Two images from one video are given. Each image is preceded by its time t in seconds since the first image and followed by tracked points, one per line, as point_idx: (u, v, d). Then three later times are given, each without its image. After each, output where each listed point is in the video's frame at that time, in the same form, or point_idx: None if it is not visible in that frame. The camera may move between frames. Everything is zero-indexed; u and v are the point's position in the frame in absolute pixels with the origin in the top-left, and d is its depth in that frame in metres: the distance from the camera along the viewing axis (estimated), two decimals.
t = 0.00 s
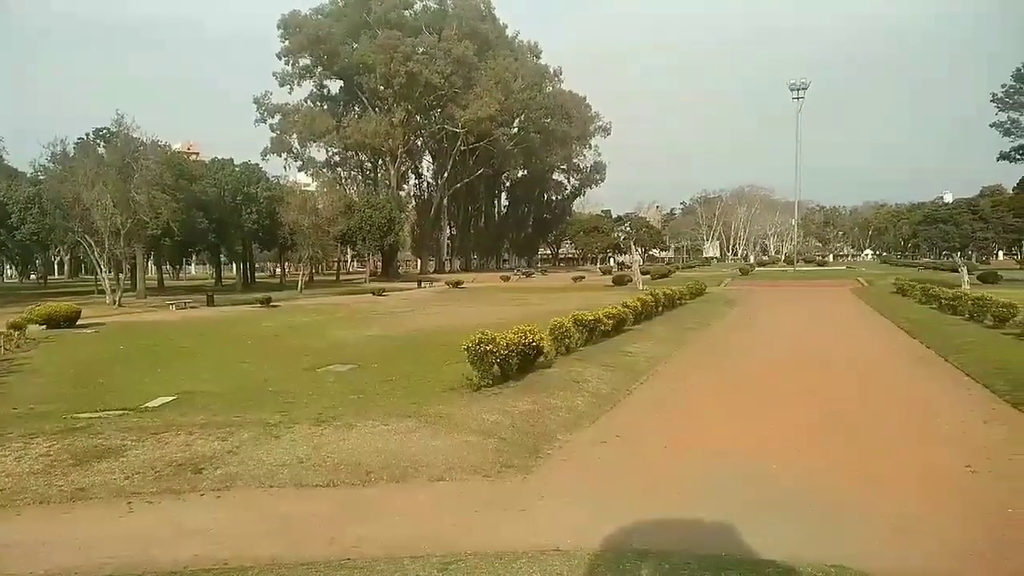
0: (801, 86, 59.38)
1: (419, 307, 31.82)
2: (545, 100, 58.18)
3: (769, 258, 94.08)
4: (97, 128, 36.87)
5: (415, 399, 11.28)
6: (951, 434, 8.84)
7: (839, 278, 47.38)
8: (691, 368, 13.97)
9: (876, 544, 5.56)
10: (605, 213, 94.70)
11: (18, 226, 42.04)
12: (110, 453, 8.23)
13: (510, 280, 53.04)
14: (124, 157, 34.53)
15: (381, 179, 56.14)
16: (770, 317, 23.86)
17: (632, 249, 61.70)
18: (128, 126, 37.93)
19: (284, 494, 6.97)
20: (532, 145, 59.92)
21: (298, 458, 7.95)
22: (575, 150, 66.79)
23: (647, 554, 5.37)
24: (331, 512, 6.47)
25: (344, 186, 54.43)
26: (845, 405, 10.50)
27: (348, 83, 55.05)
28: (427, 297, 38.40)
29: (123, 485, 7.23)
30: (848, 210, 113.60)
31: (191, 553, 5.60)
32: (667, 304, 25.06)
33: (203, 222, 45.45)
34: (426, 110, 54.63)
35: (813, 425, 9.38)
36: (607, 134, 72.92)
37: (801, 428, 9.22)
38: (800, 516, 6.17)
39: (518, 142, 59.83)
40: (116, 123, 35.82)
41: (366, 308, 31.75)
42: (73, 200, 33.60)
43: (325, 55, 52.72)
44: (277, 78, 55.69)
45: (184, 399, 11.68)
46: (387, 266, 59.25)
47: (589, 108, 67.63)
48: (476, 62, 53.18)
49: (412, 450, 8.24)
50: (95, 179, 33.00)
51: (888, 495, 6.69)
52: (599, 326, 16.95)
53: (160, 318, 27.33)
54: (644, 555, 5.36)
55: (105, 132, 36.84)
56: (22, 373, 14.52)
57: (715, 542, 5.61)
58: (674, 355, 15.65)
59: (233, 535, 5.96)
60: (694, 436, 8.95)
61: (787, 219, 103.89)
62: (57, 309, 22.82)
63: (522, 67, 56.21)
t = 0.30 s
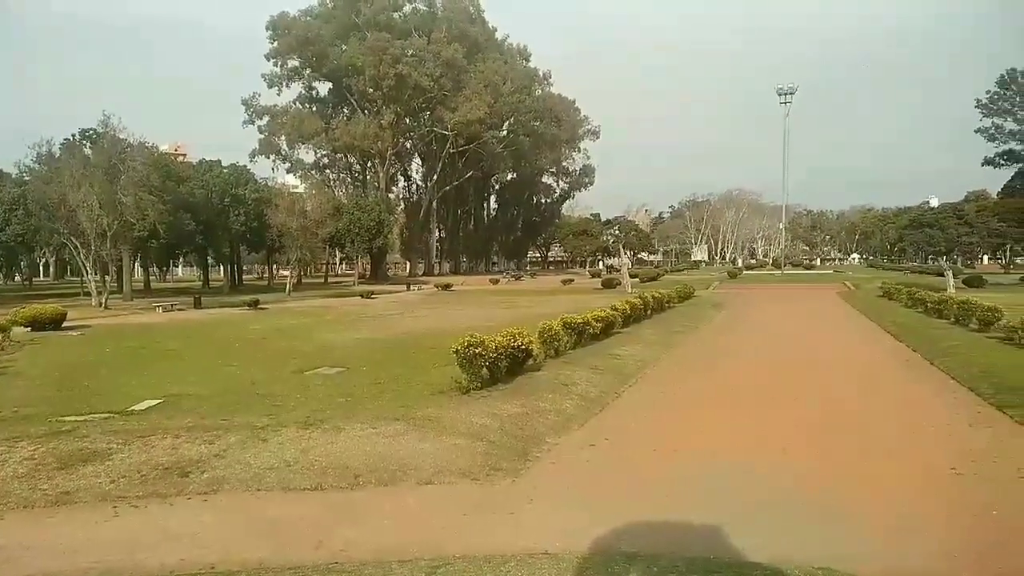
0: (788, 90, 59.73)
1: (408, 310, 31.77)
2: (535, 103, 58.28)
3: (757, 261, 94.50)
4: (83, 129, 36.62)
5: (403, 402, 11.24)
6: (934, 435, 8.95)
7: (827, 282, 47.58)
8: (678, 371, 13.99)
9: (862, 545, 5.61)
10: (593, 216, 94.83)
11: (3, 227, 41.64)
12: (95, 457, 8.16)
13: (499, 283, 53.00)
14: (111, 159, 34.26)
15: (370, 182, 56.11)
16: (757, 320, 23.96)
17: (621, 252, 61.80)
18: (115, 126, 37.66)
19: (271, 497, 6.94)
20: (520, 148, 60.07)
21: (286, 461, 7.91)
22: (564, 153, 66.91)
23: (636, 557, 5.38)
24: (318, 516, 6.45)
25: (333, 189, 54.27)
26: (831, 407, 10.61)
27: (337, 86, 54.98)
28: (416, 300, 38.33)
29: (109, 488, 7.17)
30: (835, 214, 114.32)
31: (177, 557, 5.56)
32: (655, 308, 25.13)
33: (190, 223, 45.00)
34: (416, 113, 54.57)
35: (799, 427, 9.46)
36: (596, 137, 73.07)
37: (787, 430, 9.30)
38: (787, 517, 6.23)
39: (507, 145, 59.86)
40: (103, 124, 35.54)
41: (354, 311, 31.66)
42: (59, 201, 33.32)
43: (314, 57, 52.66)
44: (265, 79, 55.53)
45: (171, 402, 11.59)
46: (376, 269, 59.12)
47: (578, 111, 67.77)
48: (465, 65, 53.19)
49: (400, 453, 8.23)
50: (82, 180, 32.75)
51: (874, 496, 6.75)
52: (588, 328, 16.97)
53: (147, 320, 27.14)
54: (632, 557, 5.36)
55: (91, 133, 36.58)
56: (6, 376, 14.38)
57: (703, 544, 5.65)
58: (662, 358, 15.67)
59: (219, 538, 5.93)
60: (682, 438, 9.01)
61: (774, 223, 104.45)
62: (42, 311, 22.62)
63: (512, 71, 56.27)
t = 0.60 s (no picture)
0: (781, 90, 59.92)
1: (403, 310, 31.73)
2: (529, 103, 58.29)
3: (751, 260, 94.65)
4: (76, 130, 36.50)
5: (398, 402, 11.22)
6: (930, 434, 8.93)
7: (822, 280, 47.63)
8: (673, 371, 13.98)
9: (858, 544, 5.60)
10: (588, 216, 94.86)
11: None
12: (89, 459, 8.14)
13: (493, 283, 52.97)
14: (104, 160, 34.16)
15: (364, 182, 56.08)
16: (752, 319, 24.00)
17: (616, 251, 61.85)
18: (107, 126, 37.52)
19: (266, 499, 6.93)
20: (514, 148, 60.17)
21: (280, 463, 7.89)
22: (559, 152, 66.90)
23: (632, 556, 5.39)
24: (314, 516, 6.44)
25: (328, 189, 54.16)
26: (826, 406, 10.59)
27: (331, 86, 54.96)
28: (411, 300, 38.32)
29: (103, 491, 7.15)
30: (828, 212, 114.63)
31: (173, 559, 5.56)
32: (650, 307, 25.16)
33: (183, 224, 44.69)
34: (410, 113, 54.50)
35: (794, 426, 9.43)
36: (591, 137, 73.12)
37: (783, 429, 9.28)
38: (783, 516, 6.22)
39: (501, 145, 59.82)
40: (96, 125, 35.40)
41: (349, 311, 31.61)
42: (52, 202, 33.18)
43: (308, 57, 52.58)
44: (259, 80, 55.41)
45: (165, 404, 11.56)
46: (370, 269, 59.07)
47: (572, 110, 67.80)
48: (459, 65, 53.12)
49: (395, 453, 8.21)
50: (74, 181, 32.62)
51: (870, 495, 6.74)
52: (583, 328, 16.97)
53: (141, 322, 27.07)
54: (629, 556, 5.38)
55: (84, 134, 36.47)
56: None
57: (700, 543, 5.64)
58: (656, 357, 15.68)
59: (214, 540, 5.91)
60: (676, 438, 8.99)
61: (768, 222, 104.61)
62: (35, 312, 22.53)
63: (506, 70, 56.21)
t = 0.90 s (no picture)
0: (769, 89, 60.21)
1: (392, 309, 31.68)
2: (518, 102, 58.29)
3: (740, 259, 94.96)
4: (61, 129, 36.28)
5: (387, 402, 11.19)
6: (916, 431, 8.96)
7: (809, 278, 47.88)
8: (661, 369, 14.00)
9: (844, 541, 5.60)
10: (577, 215, 94.91)
11: None
12: (75, 460, 8.10)
13: (482, 282, 52.93)
14: (89, 159, 33.96)
15: (353, 181, 55.97)
16: (740, 317, 24.08)
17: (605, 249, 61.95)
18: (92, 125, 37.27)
19: (254, 499, 6.92)
20: (503, 147, 60.26)
21: (268, 463, 7.86)
22: (547, 151, 66.91)
23: (621, 553, 5.39)
24: (300, 517, 6.42)
25: (316, 188, 53.96)
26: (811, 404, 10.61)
27: (319, 84, 54.85)
28: (401, 299, 38.26)
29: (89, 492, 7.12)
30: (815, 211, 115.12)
31: (159, 560, 5.53)
32: (639, 305, 25.20)
33: (170, 224, 44.29)
34: (398, 111, 54.38)
35: (780, 424, 9.45)
36: (579, 136, 73.16)
37: (769, 428, 9.28)
38: (769, 514, 6.22)
39: (490, 144, 59.77)
40: (81, 124, 35.18)
41: (338, 310, 31.53)
42: (37, 202, 32.95)
43: (296, 56, 52.29)
44: (246, 79, 55.15)
45: (152, 404, 11.50)
46: (359, 268, 58.94)
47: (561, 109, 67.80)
48: (448, 63, 53.04)
49: (383, 453, 8.19)
50: (60, 181, 32.39)
51: (856, 493, 6.74)
52: (572, 326, 16.98)
53: (127, 322, 26.92)
54: (617, 554, 5.39)
55: (70, 134, 36.25)
56: None
57: (687, 542, 5.64)
58: (645, 355, 15.69)
59: (201, 540, 5.89)
60: (662, 436, 8.99)
61: (756, 220, 104.96)
62: (21, 313, 22.38)
63: (495, 69, 56.17)
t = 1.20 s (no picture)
0: (760, 86, 60.38)
1: (383, 307, 31.60)
2: (509, 100, 58.30)
3: (731, 256, 95.20)
4: (49, 127, 36.07)
5: (378, 400, 11.16)
6: (903, 428, 8.97)
7: (800, 276, 48.03)
8: (650, 367, 14.00)
9: (834, 539, 5.59)
10: (569, 212, 94.79)
11: None
12: (64, 459, 8.05)
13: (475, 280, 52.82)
14: (77, 157, 33.76)
15: (344, 178, 55.91)
16: (732, 314, 24.15)
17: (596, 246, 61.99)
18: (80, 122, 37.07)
19: (244, 498, 6.88)
20: (494, 144, 60.24)
21: (258, 462, 7.84)
22: (539, 149, 66.86)
23: (610, 551, 5.39)
24: (292, 516, 6.39)
25: (306, 186, 53.76)
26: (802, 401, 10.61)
27: (309, 82, 54.67)
28: (392, 297, 38.18)
29: (77, 491, 7.07)
30: (806, 208, 115.44)
31: (147, 560, 5.49)
32: (630, 303, 25.23)
33: (159, 222, 43.99)
34: (389, 109, 54.29)
35: (771, 422, 9.42)
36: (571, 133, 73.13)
37: (759, 425, 9.26)
38: (759, 511, 6.23)
39: (481, 141, 59.72)
40: (69, 122, 34.97)
41: (329, 309, 31.42)
42: (25, 200, 32.70)
43: (285, 53, 52.08)
44: (236, 76, 54.93)
45: (141, 404, 11.43)
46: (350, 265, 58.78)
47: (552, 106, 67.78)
48: (439, 61, 52.97)
49: (374, 451, 8.16)
50: (47, 179, 32.14)
51: (847, 490, 6.74)
52: (563, 324, 16.98)
53: (117, 321, 26.76)
54: (607, 551, 5.38)
55: (57, 131, 36.05)
56: None
57: (675, 539, 5.63)
58: (635, 353, 15.70)
59: (190, 540, 5.87)
60: (654, 434, 8.99)
61: (747, 218, 105.22)
62: (8, 312, 22.21)
63: (485, 67, 56.13)
